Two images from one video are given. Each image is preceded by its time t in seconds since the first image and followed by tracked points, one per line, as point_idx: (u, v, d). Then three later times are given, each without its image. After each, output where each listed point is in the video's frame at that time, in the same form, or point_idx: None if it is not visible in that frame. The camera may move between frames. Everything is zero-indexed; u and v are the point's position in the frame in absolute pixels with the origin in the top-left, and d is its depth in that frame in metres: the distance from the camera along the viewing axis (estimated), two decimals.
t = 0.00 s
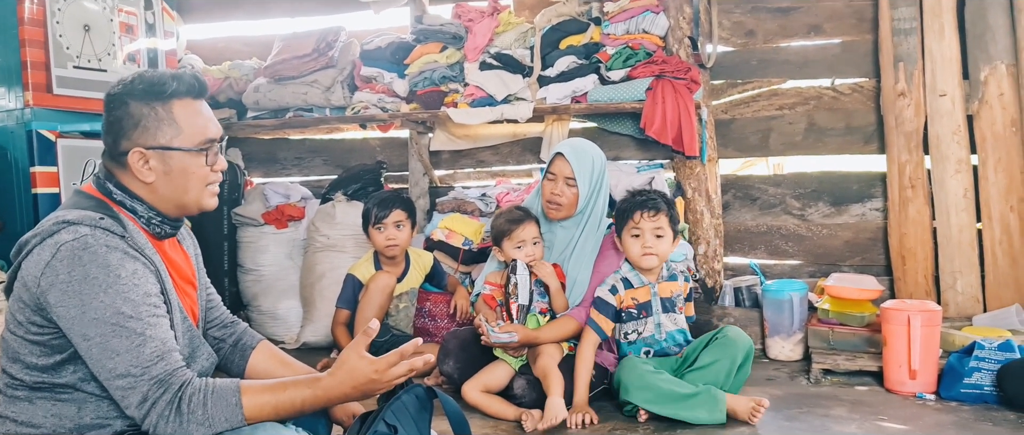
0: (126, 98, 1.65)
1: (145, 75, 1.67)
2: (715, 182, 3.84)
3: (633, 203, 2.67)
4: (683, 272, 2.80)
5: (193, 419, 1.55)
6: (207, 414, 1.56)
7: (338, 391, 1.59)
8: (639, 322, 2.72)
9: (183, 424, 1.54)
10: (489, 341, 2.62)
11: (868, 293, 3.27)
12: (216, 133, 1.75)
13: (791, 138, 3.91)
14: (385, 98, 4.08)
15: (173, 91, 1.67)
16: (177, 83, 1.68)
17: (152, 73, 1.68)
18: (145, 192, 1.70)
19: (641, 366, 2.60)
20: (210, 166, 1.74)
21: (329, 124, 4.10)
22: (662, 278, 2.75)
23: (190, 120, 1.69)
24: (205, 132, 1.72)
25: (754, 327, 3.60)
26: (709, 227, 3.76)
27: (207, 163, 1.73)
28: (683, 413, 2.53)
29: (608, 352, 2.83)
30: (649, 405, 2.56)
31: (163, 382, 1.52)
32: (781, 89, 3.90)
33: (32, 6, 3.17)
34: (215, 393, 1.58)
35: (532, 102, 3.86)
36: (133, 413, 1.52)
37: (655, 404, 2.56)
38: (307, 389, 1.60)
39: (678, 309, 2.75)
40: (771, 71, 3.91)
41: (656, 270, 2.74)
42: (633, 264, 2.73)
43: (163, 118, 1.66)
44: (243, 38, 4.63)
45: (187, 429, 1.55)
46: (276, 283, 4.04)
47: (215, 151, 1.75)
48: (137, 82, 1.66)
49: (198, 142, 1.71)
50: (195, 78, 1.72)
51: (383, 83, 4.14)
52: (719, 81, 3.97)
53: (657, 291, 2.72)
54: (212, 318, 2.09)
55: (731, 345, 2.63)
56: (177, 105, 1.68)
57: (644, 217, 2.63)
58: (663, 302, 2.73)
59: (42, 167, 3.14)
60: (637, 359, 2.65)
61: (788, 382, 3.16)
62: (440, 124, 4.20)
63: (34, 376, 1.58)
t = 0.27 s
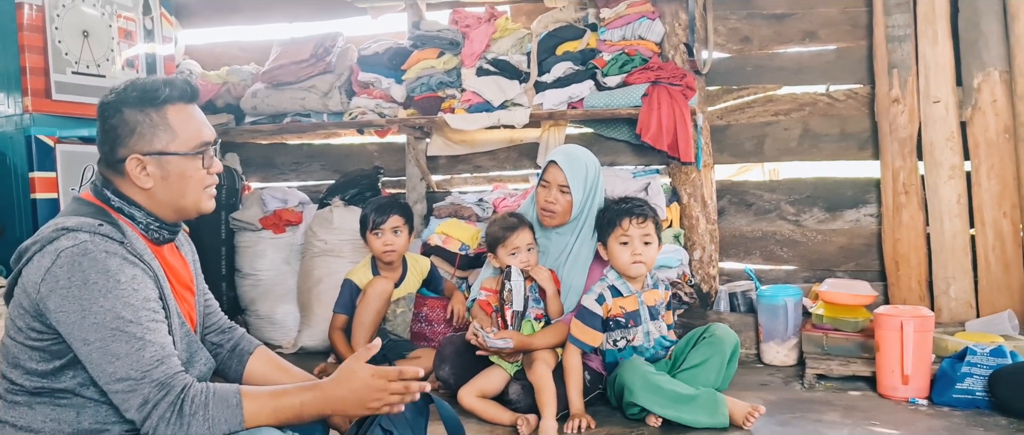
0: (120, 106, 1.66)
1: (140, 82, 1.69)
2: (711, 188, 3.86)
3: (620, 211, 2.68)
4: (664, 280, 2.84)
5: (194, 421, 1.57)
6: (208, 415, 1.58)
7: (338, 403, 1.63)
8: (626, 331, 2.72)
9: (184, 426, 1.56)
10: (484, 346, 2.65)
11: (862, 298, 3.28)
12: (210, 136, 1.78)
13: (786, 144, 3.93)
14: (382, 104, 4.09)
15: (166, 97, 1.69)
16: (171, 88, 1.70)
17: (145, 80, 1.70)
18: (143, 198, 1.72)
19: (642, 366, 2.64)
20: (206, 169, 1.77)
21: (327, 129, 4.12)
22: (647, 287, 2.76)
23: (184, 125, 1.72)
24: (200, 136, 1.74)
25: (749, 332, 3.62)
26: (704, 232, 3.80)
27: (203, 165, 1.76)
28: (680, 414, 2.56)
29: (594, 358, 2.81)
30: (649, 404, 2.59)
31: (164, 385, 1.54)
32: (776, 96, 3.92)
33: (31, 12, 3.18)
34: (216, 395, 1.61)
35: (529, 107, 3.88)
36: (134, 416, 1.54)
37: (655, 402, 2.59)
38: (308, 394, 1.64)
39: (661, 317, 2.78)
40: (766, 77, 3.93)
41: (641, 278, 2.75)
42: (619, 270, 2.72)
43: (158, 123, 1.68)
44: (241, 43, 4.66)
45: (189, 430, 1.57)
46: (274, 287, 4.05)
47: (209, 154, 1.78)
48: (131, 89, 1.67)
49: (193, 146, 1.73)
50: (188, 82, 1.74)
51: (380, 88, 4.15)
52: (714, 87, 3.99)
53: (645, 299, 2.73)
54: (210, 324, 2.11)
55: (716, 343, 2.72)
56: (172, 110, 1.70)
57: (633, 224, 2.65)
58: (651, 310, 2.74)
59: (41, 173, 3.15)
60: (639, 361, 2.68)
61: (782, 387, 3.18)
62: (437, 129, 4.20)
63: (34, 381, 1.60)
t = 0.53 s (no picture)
0: (107, 111, 1.68)
1: (125, 86, 1.71)
2: (704, 187, 3.89)
3: (595, 216, 2.72)
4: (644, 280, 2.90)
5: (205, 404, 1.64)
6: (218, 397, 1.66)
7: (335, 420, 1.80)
8: (612, 331, 2.76)
9: (195, 409, 1.63)
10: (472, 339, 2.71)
11: (852, 297, 3.31)
12: (198, 138, 1.80)
13: (778, 144, 3.97)
14: (378, 103, 4.14)
15: (152, 100, 1.71)
16: (156, 92, 1.72)
17: (130, 84, 1.72)
18: (132, 201, 1.75)
19: (636, 368, 2.63)
20: (193, 172, 1.79)
21: (323, 128, 4.15)
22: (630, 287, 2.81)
23: (170, 129, 1.73)
24: (186, 139, 1.76)
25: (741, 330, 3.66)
26: (697, 231, 3.81)
27: (190, 169, 1.78)
28: (675, 415, 2.60)
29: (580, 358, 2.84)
30: (644, 406, 2.60)
31: (177, 370, 1.60)
32: (769, 96, 3.96)
33: (29, 13, 3.20)
34: (225, 384, 1.69)
35: (523, 107, 3.92)
36: (143, 402, 1.59)
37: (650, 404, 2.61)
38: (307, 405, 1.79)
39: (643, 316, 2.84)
40: (759, 77, 3.96)
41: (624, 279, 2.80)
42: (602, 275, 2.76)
43: (144, 128, 1.70)
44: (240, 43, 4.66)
45: (200, 413, 1.64)
46: (271, 285, 4.09)
47: (196, 157, 1.79)
48: (117, 93, 1.69)
49: (179, 150, 1.75)
50: (174, 85, 1.76)
51: (376, 88, 4.18)
52: (707, 87, 4.03)
53: (629, 299, 2.78)
54: (203, 323, 2.14)
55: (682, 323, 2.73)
56: (158, 114, 1.72)
57: (610, 228, 2.69)
58: (634, 309, 2.79)
59: (40, 173, 3.19)
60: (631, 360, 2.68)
61: (772, 385, 3.22)
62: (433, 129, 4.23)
63: (32, 380, 1.63)
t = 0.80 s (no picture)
0: (105, 117, 1.74)
1: (123, 92, 1.75)
2: (697, 191, 3.94)
3: (587, 215, 2.80)
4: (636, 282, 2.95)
5: (198, 406, 1.68)
6: (211, 399, 1.70)
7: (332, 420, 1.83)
8: (601, 331, 2.81)
9: (188, 411, 1.67)
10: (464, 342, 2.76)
11: (843, 299, 3.34)
12: (195, 143, 1.84)
13: (770, 147, 4.02)
14: (375, 108, 4.17)
15: (149, 106, 1.75)
16: (152, 98, 1.76)
17: (127, 91, 1.77)
18: (130, 204, 1.79)
19: (629, 377, 2.69)
20: (190, 176, 1.82)
21: (321, 133, 4.20)
22: (619, 288, 2.86)
23: (167, 134, 1.77)
24: (183, 144, 1.80)
25: (734, 331, 3.70)
26: (690, 234, 3.89)
27: (186, 173, 1.81)
28: (675, 419, 2.63)
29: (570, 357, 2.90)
30: (643, 414, 2.66)
31: (170, 372, 1.64)
32: (762, 100, 4.01)
33: (31, 20, 3.26)
34: (219, 385, 1.74)
35: (519, 111, 3.95)
36: (139, 404, 1.63)
37: (648, 411, 2.66)
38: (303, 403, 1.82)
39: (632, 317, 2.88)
40: (751, 81, 4.02)
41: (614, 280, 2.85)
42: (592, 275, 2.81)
43: (140, 133, 1.74)
44: (238, 48, 4.77)
45: (194, 415, 1.68)
46: (270, 288, 4.14)
47: (192, 162, 1.83)
48: (115, 99, 1.74)
49: (175, 154, 1.78)
50: (170, 92, 1.80)
51: (373, 93, 4.23)
52: (700, 91, 4.08)
53: (617, 301, 2.82)
54: (202, 324, 2.19)
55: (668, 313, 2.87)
56: (154, 119, 1.76)
57: (600, 227, 2.77)
58: (623, 310, 2.84)
59: (41, 177, 3.24)
60: (625, 370, 2.73)
61: (764, 385, 3.27)
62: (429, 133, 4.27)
63: (33, 379, 1.68)
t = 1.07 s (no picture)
0: (101, 115, 1.77)
1: (120, 90, 1.79)
2: (691, 187, 3.98)
3: (595, 206, 2.82)
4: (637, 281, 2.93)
5: (195, 398, 1.72)
6: (208, 391, 1.74)
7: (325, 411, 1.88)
8: (592, 324, 2.83)
9: (185, 402, 1.71)
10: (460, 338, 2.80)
11: (834, 293, 3.39)
12: (190, 140, 1.87)
13: (764, 144, 4.05)
14: (372, 105, 4.21)
15: (144, 104, 1.79)
16: (148, 96, 1.79)
17: (123, 89, 1.80)
18: (127, 201, 1.83)
19: (609, 388, 2.73)
20: (185, 172, 1.86)
21: (318, 130, 4.23)
22: (615, 284, 2.87)
23: (163, 131, 1.81)
24: (178, 141, 1.83)
25: (727, 326, 3.74)
26: (683, 230, 3.91)
27: (182, 170, 1.85)
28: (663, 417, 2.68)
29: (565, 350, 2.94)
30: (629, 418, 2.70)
31: (168, 365, 1.68)
32: (755, 97, 4.04)
33: (30, 18, 3.29)
34: (215, 377, 1.78)
35: (514, 109, 4.00)
36: (137, 396, 1.67)
37: (637, 417, 2.69)
38: (297, 395, 1.87)
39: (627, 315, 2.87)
40: (746, 79, 4.04)
41: (611, 275, 2.87)
42: (590, 267, 2.85)
43: (136, 131, 1.78)
44: (237, 46, 4.77)
45: (191, 406, 1.72)
46: (267, 284, 4.17)
47: (188, 159, 1.86)
48: (111, 97, 1.77)
49: (170, 151, 1.82)
50: (164, 90, 1.84)
51: (370, 90, 4.25)
52: (694, 88, 4.11)
53: (610, 296, 2.84)
54: (198, 318, 2.22)
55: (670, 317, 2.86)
56: (149, 117, 1.79)
57: (606, 219, 2.78)
58: (616, 307, 2.84)
59: (40, 174, 3.27)
60: (603, 382, 2.77)
61: (755, 379, 3.30)
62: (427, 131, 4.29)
63: (32, 372, 1.71)
